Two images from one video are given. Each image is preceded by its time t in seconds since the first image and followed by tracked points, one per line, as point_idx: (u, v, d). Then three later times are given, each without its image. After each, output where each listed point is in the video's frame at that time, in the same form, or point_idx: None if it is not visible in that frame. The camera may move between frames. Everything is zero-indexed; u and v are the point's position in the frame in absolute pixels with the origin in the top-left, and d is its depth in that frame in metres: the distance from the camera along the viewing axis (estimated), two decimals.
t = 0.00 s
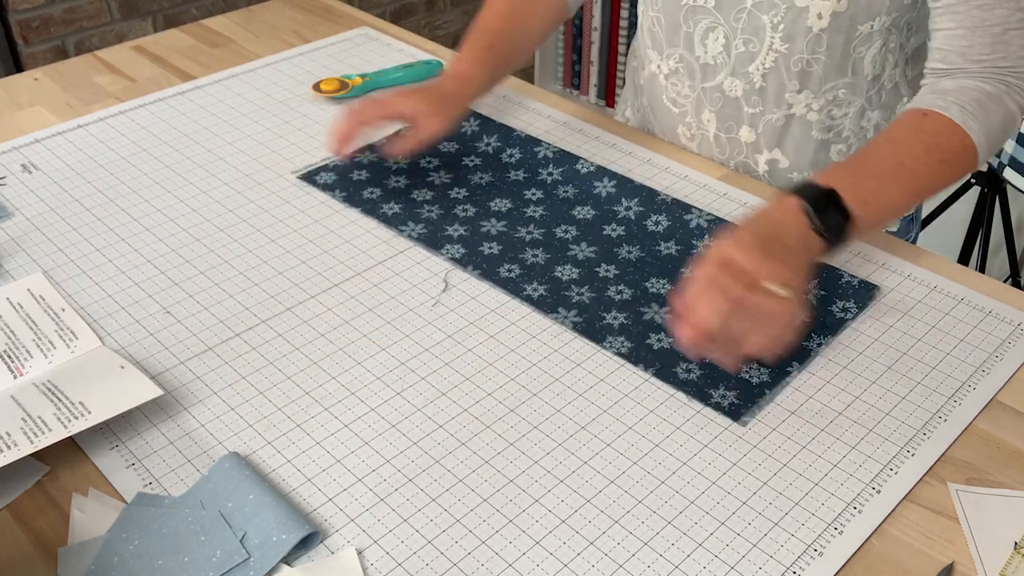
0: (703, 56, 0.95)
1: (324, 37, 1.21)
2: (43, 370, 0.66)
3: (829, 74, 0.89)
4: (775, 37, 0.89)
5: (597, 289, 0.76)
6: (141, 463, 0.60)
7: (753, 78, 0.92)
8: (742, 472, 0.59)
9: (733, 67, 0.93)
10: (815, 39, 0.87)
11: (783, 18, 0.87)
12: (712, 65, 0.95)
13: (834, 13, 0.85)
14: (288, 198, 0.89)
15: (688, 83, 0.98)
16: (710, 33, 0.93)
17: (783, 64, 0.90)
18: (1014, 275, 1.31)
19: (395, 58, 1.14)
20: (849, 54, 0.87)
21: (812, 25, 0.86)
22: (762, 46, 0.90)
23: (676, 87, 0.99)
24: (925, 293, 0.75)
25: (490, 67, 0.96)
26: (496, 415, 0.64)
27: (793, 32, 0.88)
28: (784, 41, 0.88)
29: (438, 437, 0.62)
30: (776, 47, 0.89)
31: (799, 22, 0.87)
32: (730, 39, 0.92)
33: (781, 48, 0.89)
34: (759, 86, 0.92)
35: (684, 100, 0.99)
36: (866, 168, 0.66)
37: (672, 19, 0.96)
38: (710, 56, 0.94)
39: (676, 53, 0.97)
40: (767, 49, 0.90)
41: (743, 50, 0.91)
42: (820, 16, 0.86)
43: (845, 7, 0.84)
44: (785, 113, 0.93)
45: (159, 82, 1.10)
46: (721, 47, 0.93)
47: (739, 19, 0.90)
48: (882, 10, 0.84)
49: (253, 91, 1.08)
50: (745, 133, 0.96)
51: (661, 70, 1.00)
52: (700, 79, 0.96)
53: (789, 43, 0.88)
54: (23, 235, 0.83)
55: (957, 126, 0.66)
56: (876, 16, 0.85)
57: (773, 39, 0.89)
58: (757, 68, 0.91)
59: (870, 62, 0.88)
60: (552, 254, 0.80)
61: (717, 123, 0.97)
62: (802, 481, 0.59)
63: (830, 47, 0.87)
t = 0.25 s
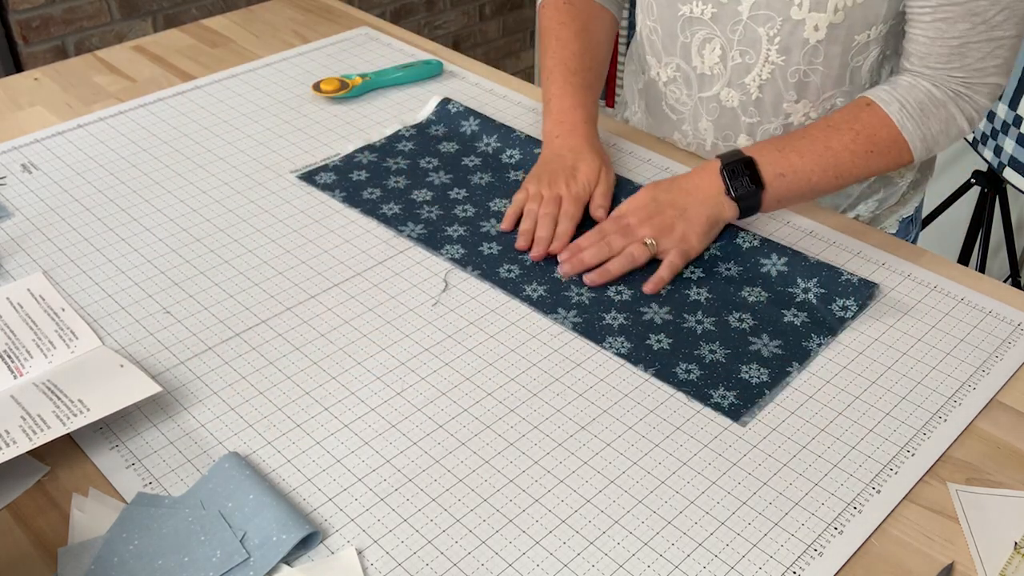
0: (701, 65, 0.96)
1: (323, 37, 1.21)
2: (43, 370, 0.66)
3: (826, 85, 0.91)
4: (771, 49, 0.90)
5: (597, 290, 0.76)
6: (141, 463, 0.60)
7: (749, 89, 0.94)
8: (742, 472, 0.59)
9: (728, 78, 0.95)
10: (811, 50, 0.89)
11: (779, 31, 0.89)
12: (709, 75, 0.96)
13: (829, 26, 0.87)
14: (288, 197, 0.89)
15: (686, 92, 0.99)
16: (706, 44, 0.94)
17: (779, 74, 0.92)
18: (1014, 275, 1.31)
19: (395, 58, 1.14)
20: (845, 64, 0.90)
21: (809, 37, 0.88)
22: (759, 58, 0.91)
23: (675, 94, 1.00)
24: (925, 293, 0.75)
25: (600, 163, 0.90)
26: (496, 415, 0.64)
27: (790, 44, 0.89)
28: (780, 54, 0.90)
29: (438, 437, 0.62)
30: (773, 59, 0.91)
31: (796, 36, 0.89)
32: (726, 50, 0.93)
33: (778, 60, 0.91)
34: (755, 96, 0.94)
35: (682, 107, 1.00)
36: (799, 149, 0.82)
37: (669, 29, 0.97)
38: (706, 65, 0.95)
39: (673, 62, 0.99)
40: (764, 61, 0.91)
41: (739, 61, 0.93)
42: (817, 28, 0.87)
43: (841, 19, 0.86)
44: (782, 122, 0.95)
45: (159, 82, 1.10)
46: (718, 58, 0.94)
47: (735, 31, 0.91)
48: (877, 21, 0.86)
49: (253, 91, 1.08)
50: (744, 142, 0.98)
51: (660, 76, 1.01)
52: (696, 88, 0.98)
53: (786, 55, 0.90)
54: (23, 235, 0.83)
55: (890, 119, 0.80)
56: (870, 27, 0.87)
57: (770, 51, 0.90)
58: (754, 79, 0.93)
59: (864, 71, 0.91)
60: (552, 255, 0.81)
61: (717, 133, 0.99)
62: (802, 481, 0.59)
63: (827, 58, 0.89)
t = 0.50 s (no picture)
0: (690, 70, 0.97)
1: (323, 37, 1.21)
2: (43, 370, 0.66)
3: (815, 90, 0.91)
4: (759, 54, 0.91)
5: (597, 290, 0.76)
6: (141, 463, 0.60)
7: (738, 94, 0.94)
8: (742, 472, 0.59)
9: (717, 83, 0.95)
10: (797, 57, 0.89)
11: (765, 37, 0.89)
12: (699, 80, 0.97)
13: (815, 32, 0.87)
14: (288, 197, 0.89)
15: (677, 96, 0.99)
16: (694, 49, 0.95)
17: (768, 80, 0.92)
18: (1014, 275, 1.31)
19: (395, 58, 1.14)
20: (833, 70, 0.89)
21: (794, 44, 0.88)
22: (747, 63, 0.92)
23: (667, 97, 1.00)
24: (925, 293, 0.75)
25: (533, 165, 0.90)
26: (496, 415, 0.64)
27: (776, 51, 0.90)
28: (767, 59, 0.90)
29: (438, 437, 0.62)
30: (760, 65, 0.91)
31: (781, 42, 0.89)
32: (715, 56, 0.94)
33: (766, 66, 0.91)
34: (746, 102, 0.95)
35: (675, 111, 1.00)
36: (809, 168, 0.81)
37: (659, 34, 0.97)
38: (696, 70, 0.96)
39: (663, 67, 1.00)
40: (751, 66, 0.92)
41: (727, 67, 0.93)
42: (802, 35, 0.87)
43: (826, 26, 0.86)
44: (772, 128, 0.95)
45: (159, 82, 1.10)
46: (707, 63, 0.95)
47: (722, 36, 0.92)
48: (862, 28, 0.86)
49: (253, 91, 1.08)
50: (736, 145, 0.97)
51: (653, 79, 1.01)
52: (688, 92, 0.98)
53: (773, 61, 0.90)
54: (23, 235, 0.83)
55: (899, 130, 0.78)
56: (857, 32, 0.86)
57: (757, 57, 0.91)
58: (743, 85, 0.93)
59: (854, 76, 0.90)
60: (551, 255, 0.80)
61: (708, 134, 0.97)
62: (802, 481, 0.59)
63: (813, 65, 0.89)
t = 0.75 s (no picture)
0: (685, 69, 0.97)
1: (324, 37, 1.21)
2: (43, 370, 0.66)
3: (807, 90, 0.91)
4: (752, 53, 0.91)
5: (597, 290, 0.76)
6: (141, 463, 0.60)
7: (732, 93, 0.95)
8: (742, 472, 0.59)
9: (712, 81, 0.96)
10: (790, 57, 0.89)
11: (758, 36, 0.90)
12: (693, 78, 0.97)
13: (807, 33, 0.87)
14: (287, 197, 0.89)
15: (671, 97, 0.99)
16: (688, 48, 0.96)
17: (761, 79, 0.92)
18: (1014, 275, 1.31)
19: (395, 58, 1.14)
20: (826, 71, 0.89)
21: (787, 43, 0.89)
22: (740, 62, 0.93)
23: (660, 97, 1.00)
24: (926, 294, 0.75)
25: (425, 134, 0.94)
26: (496, 415, 0.64)
27: (768, 50, 0.90)
28: (761, 57, 0.91)
29: (438, 437, 0.62)
30: (754, 64, 0.92)
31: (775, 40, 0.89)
32: (709, 54, 0.95)
33: (758, 64, 0.92)
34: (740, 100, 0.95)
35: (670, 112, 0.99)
36: (860, 185, 0.78)
37: (653, 32, 0.98)
38: (691, 68, 0.97)
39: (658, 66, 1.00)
40: (744, 64, 0.92)
41: (722, 65, 0.94)
42: (794, 35, 0.88)
43: (819, 27, 0.87)
44: (766, 128, 0.94)
45: (159, 82, 1.10)
46: (701, 61, 0.96)
47: (717, 35, 0.93)
48: (854, 30, 0.86)
49: (253, 91, 1.08)
50: (732, 144, 0.96)
51: (648, 79, 1.01)
52: (683, 91, 0.98)
53: (766, 61, 0.91)
54: (23, 235, 0.83)
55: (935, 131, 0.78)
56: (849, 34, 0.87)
57: (750, 56, 0.92)
58: (736, 83, 0.94)
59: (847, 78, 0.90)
60: (551, 255, 0.80)
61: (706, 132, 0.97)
62: (802, 481, 0.59)
63: (805, 65, 0.89)
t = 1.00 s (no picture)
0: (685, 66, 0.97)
1: (324, 37, 1.21)
2: (43, 370, 0.66)
3: (807, 87, 0.91)
4: (753, 50, 0.91)
5: (597, 291, 0.76)
6: (141, 463, 0.60)
7: (732, 90, 0.95)
8: (742, 472, 0.59)
9: (712, 79, 0.96)
10: (790, 54, 0.89)
11: (759, 34, 0.90)
12: (693, 75, 0.97)
13: (808, 30, 0.87)
14: (287, 197, 0.89)
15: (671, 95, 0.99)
16: (689, 45, 0.95)
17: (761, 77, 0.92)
18: (1014, 276, 1.31)
19: (395, 58, 1.14)
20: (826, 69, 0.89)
21: (788, 40, 0.89)
22: (741, 59, 0.93)
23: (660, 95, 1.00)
24: (925, 294, 0.75)
25: (424, 134, 0.94)
26: (496, 415, 0.64)
27: (769, 47, 0.90)
28: (761, 55, 0.91)
29: (438, 437, 0.62)
30: (754, 61, 0.92)
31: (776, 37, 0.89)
32: (709, 52, 0.94)
33: (758, 62, 0.92)
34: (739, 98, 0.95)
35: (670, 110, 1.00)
36: (867, 187, 0.78)
37: (654, 28, 0.98)
38: (690, 66, 0.97)
39: (658, 63, 1.00)
40: (745, 62, 0.92)
41: (722, 62, 0.94)
42: (795, 32, 0.88)
43: (820, 24, 0.87)
44: (765, 127, 0.94)
45: (159, 82, 1.10)
46: (701, 59, 0.95)
47: (717, 32, 0.92)
48: (854, 28, 0.86)
49: (253, 91, 1.08)
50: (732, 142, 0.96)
51: (648, 78, 1.01)
52: (683, 89, 0.98)
53: (766, 58, 0.91)
54: (23, 235, 0.83)
55: (940, 134, 0.78)
56: (850, 32, 0.87)
57: (751, 53, 0.92)
58: (736, 81, 0.94)
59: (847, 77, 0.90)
60: (551, 255, 0.80)
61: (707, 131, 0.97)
62: (802, 481, 0.59)
63: (806, 62, 0.89)
